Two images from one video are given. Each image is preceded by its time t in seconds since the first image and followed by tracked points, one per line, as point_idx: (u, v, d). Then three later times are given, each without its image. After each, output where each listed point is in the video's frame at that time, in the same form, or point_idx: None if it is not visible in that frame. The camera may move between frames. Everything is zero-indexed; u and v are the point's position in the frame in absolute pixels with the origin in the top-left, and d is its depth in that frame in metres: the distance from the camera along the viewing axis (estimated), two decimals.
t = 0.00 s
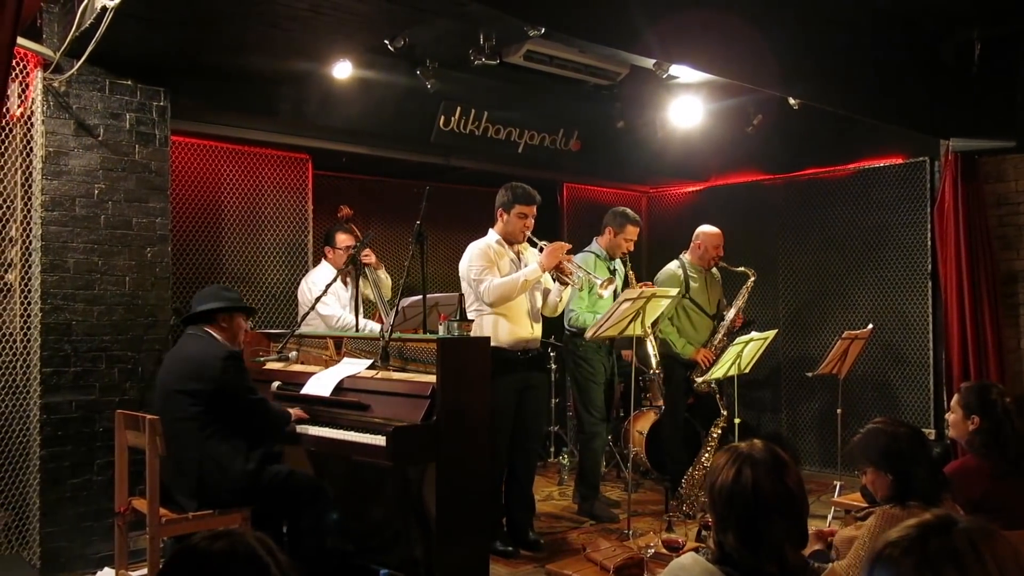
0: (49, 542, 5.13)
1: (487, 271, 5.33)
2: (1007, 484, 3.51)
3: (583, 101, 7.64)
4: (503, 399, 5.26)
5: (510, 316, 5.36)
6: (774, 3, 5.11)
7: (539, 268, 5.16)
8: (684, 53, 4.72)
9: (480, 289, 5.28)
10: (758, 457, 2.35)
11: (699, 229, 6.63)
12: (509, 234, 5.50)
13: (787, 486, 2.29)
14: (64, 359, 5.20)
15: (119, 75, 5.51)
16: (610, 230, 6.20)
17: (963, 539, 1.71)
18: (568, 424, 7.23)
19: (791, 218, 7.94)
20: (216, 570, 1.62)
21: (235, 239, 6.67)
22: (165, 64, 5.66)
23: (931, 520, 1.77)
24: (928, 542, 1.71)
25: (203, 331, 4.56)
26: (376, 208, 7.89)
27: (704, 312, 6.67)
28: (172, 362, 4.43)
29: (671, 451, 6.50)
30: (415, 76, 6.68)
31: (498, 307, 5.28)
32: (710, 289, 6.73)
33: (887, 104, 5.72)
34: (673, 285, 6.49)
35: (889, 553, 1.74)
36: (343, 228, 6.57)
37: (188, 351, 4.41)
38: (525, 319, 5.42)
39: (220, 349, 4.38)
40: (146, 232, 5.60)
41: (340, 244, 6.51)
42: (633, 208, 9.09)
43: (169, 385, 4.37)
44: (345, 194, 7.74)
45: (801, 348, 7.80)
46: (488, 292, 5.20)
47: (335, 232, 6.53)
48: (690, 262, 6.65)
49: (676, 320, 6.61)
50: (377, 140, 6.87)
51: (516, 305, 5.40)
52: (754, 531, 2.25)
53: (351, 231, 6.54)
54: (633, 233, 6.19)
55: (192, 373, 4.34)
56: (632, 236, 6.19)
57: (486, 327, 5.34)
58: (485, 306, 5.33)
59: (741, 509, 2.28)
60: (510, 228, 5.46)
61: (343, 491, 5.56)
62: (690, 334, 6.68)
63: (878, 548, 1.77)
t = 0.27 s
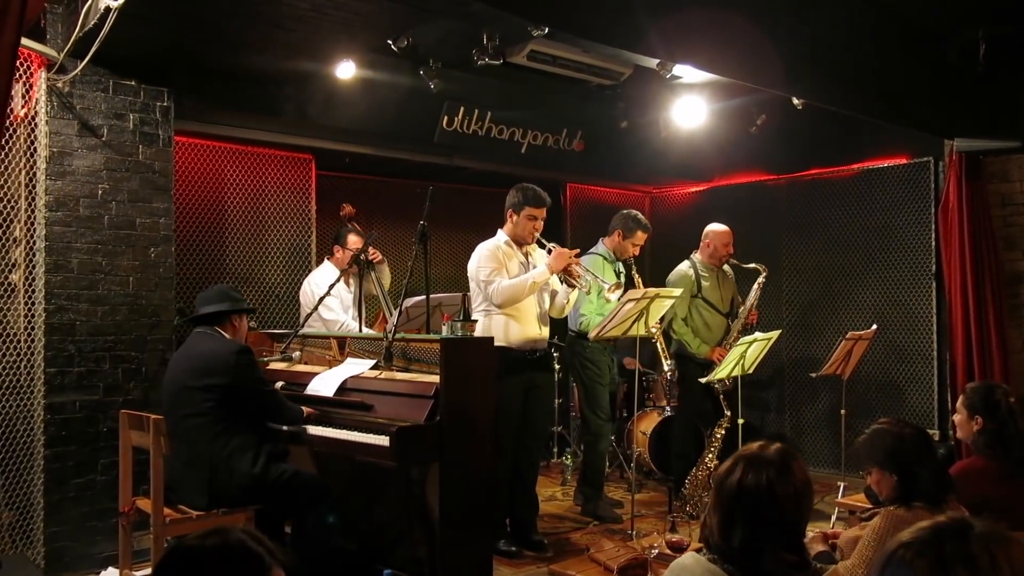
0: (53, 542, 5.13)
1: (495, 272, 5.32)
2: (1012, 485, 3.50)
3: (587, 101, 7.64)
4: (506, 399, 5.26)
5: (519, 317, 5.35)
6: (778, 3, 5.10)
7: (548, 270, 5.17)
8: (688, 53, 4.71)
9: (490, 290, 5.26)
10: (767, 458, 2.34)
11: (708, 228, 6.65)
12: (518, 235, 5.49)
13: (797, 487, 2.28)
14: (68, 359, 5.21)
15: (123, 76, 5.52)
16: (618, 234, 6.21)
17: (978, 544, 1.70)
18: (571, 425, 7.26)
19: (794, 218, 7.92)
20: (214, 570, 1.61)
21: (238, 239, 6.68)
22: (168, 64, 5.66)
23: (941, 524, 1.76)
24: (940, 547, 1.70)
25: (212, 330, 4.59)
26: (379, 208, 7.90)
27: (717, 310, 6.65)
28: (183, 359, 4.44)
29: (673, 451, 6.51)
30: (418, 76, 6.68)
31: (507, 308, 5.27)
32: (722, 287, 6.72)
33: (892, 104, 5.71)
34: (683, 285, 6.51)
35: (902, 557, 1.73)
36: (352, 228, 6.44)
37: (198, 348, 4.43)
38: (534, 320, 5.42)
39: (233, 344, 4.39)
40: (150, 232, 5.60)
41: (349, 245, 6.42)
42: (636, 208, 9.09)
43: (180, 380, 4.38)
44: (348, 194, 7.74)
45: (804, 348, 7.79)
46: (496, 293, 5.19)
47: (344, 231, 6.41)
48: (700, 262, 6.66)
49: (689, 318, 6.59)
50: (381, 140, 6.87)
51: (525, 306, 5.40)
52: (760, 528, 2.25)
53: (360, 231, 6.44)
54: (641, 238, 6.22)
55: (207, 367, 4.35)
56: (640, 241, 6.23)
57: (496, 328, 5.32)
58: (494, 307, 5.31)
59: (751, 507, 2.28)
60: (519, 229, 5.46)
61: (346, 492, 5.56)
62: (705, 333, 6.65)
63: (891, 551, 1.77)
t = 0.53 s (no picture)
0: (55, 541, 5.14)
1: (501, 271, 5.31)
2: (1017, 486, 3.49)
3: (590, 101, 7.63)
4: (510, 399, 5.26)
5: (524, 316, 5.35)
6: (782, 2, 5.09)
7: (554, 269, 5.18)
8: (691, 53, 4.71)
9: (495, 289, 5.25)
10: (773, 457, 2.33)
11: (717, 227, 6.67)
12: (524, 234, 5.49)
13: (801, 486, 2.27)
14: (71, 358, 5.21)
15: (126, 75, 5.51)
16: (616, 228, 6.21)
17: (984, 547, 1.69)
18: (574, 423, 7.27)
19: (798, 217, 7.91)
20: (218, 571, 1.60)
21: (242, 238, 6.68)
22: (171, 64, 5.66)
23: (947, 525, 1.75)
24: (945, 549, 1.69)
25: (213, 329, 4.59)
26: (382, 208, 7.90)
27: (728, 309, 6.65)
28: (186, 356, 4.44)
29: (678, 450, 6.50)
30: (421, 75, 6.67)
31: (513, 307, 5.26)
32: (731, 286, 6.72)
33: (896, 103, 5.69)
34: (693, 285, 6.53)
35: (906, 558, 1.72)
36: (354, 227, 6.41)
37: (199, 347, 4.43)
38: (539, 319, 5.42)
39: (234, 343, 4.40)
40: (153, 232, 5.60)
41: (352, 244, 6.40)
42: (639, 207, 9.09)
43: (180, 380, 4.39)
44: (351, 194, 7.74)
45: (808, 348, 7.78)
46: (501, 292, 5.18)
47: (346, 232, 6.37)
48: (710, 261, 6.68)
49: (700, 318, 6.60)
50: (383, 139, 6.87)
51: (531, 305, 5.39)
52: (765, 526, 2.25)
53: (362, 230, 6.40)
54: (639, 231, 6.24)
55: (208, 366, 4.35)
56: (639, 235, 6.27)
57: (502, 327, 5.31)
58: (500, 306, 5.30)
59: (753, 506, 2.27)
60: (526, 229, 5.46)
61: (349, 491, 5.56)
62: (716, 332, 6.65)
63: (894, 553, 1.74)
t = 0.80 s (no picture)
0: (59, 541, 5.14)
1: (506, 271, 5.31)
2: None
3: (592, 100, 7.63)
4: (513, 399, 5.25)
5: (529, 316, 5.34)
6: None
7: (558, 269, 5.17)
8: (694, 51, 4.70)
9: (499, 289, 5.25)
10: (778, 455, 2.33)
11: (726, 225, 6.71)
12: (529, 233, 5.49)
13: (808, 486, 2.26)
14: (74, 359, 5.21)
15: (128, 75, 5.51)
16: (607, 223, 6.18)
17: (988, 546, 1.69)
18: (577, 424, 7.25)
19: (801, 216, 7.90)
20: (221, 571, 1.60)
21: (244, 238, 6.68)
22: (173, 64, 5.66)
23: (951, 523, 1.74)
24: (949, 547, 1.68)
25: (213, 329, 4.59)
26: (384, 208, 7.90)
27: (737, 309, 6.66)
28: (188, 357, 4.44)
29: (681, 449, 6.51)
30: (423, 75, 6.67)
31: (517, 306, 5.26)
32: (741, 287, 6.72)
33: (899, 101, 5.68)
34: (701, 285, 6.57)
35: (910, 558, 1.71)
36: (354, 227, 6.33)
37: (201, 346, 4.44)
38: (543, 319, 5.41)
39: (235, 343, 4.40)
40: (155, 232, 5.60)
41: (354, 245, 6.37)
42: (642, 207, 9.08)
43: (182, 381, 4.38)
44: (354, 194, 7.73)
45: (811, 347, 7.77)
46: (505, 292, 5.18)
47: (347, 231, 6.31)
48: (719, 262, 6.72)
49: (710, 318, 6.63)
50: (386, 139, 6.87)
51: (536, 305, 5.39)
52: (771, 525, 2.24)
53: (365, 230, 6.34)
54: (628, 224, 6.17)
55: (210, 366, 4.35)
56: (628, 226, 6.17)
57: (507, 327, 5.31)
58: (504, 306, 5.30)
59: (757, 504, 2.26)
60: (531, 229, 5.46)
61: (352, 491, 5.56)
62: (726, 332, 6.67)
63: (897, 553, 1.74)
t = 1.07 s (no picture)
0: (61, 541, 5.15)
1: (510, 272, 5.31)
2: None
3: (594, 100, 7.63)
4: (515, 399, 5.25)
5: (531, 316, 5.34)
6: None
7: (561, 271, 5.15)
8: (696, 51, 4.69)
9: (502, 289, 5.25)
10: (781, 456, 2.32)
11: (732, 226, 6.70)
12: (533, 234, 5.49)
13: (811, 486, 2.25)
14: (76, 359, 5.22)
15: (130, 76, 5.51)
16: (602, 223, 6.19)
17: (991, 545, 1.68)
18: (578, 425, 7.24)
19: (803, 215, 7.89)
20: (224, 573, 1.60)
21: (246, 238, 6.69)
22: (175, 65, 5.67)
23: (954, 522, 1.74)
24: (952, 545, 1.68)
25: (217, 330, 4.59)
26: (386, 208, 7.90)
27: (742, 308, 6.68)
28: (189, 359, 4.45)
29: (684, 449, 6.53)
30: (425, 75, 6.67)
31: (519, 307, 5.26)
32: (746, 286, 6.72)
33: (901, 100, 5.67)
34: (707, 285, 6.55)
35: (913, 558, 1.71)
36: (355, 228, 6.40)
37: (204, 347, 4.44)
38: (546, 320, 5.40)
39: (237, 343, 4.40)
40: (158, 232, 5.61)
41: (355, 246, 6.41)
42: (644, 206, 9.07)
43: (185, 381, 4.38)
44: (356, 194, 7.73)
45: (814, 346, 7.75)
46: (508, 292, 5.18)
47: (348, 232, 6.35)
48: (725, 261, 6.70)
49: (715, 317, 6.63)
50: (388, 139, 6.86)
51: (539, 306, 5.38)
52: (772, 527, 2.23)
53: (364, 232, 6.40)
54: (623, 223, 6.15)
55: (212, 366, 4.35)
56: (623, 225, 6.16)
57: (510, 327, 5.30)
58: (507, 307, 5.30)
59: (761, 504, 2.26)
60: (534, 230, 5.46)
61: (354, 491, 5.56)
62: (730, 331, 6.71)
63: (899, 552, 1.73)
